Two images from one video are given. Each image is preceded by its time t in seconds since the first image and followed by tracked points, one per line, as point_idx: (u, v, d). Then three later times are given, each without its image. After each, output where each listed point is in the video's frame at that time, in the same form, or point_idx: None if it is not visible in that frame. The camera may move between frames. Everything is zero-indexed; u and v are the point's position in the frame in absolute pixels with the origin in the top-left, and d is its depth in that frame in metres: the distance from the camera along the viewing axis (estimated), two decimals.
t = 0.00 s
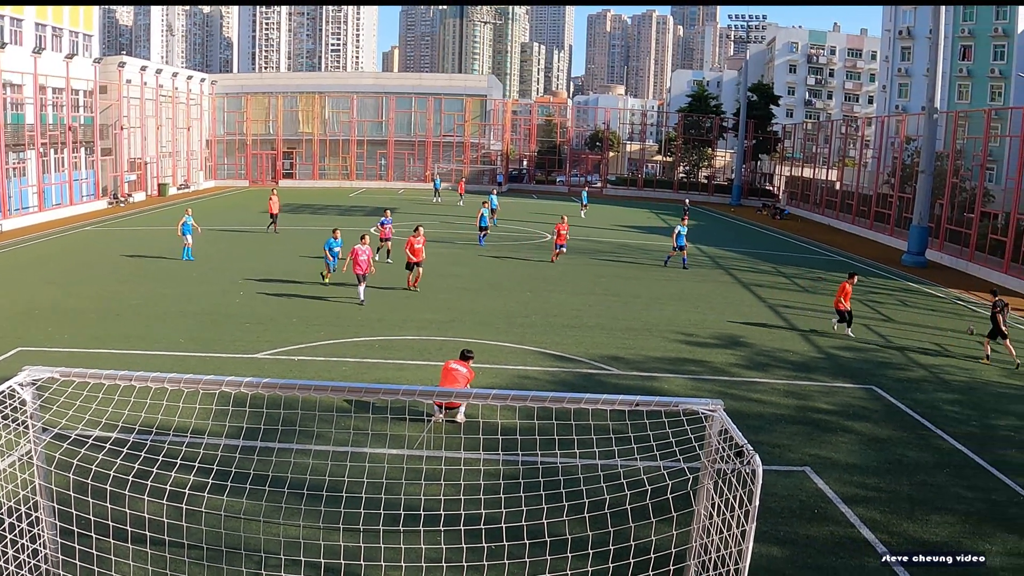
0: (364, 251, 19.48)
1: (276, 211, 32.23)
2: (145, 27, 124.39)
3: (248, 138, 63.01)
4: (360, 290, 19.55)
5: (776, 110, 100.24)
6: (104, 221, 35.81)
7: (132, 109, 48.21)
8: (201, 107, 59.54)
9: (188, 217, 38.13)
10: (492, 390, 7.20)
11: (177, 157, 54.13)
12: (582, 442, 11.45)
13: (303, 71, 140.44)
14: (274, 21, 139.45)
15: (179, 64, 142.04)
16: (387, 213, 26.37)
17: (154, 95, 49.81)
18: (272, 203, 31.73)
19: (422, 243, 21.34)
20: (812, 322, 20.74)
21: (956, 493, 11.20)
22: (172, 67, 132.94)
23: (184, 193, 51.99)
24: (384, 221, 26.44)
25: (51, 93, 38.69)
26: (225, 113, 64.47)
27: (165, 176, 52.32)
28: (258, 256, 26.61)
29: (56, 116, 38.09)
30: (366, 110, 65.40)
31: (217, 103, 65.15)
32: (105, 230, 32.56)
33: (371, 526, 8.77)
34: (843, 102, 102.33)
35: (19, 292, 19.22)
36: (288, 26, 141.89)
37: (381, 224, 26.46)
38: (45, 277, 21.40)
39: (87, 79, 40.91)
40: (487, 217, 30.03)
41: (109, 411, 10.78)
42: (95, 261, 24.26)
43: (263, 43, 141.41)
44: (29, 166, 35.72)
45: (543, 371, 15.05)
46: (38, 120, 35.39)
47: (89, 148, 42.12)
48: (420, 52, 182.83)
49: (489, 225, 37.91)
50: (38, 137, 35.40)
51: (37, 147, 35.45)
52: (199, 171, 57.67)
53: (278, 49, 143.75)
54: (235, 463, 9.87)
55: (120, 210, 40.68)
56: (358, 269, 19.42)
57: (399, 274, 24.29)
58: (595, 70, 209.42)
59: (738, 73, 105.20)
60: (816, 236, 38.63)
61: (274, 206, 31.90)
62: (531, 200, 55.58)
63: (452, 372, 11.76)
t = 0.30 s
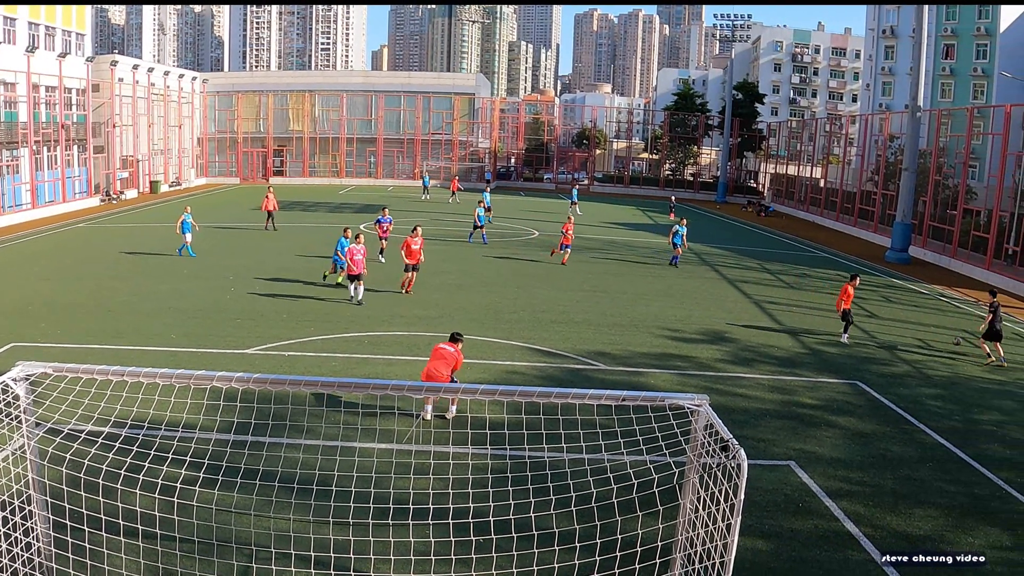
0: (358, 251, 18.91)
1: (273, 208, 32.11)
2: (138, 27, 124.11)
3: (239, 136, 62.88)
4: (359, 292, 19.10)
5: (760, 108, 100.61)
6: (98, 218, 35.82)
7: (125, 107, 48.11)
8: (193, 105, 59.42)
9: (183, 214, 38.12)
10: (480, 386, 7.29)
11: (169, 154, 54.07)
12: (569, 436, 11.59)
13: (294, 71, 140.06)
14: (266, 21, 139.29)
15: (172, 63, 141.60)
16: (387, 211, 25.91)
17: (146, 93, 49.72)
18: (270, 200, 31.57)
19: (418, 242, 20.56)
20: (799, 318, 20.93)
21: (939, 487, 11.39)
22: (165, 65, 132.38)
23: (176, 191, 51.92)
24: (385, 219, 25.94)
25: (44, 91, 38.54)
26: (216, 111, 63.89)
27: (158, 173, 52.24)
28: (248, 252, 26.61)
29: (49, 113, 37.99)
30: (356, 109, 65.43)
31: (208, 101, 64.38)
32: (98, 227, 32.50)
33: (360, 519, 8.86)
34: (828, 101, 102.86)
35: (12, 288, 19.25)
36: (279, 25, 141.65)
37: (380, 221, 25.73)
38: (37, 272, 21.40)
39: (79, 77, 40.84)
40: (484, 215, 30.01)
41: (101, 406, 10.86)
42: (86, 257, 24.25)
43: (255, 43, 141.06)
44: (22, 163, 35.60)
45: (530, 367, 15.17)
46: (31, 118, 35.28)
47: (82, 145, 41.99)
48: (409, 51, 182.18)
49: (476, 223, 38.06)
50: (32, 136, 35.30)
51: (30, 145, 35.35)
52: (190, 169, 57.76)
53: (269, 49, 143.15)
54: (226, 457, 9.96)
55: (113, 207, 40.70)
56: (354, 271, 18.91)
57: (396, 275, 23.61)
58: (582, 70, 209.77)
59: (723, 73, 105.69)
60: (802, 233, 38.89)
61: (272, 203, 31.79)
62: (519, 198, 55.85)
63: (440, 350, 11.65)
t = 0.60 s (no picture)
0: (355, 250, 18.43)
1: (271, 205, 32.07)
2: (130, 24, 123.34)
3: (231, 133, 62.63)
4: (349, 292, 18.46)
5: (746, 105, 100.90)
6: (92, 214, 35.81)
7: (118, 104, 47.90)
8: (185, 103, 59.18)
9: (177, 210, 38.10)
10: (471, 380, 7.41)
11: (161, 151, 53.93)
12: (557, 429, 11.74)
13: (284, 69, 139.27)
14: (257, 19, 138.82)
15: (163, 61, 140.76)
16: (388, 209, 25.90)
17: (139, 91, 49.68)
18: (269, 195, 31.52)
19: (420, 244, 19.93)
20: (783, 312, 21.16)
21: (922, 479, 11.60)
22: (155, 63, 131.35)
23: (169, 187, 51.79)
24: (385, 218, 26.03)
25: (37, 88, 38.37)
26: (208, 108, 63.66)
27: (150, 170, 52.06)
28: (237, 248, 26.60)
29: (44, 111, 37.94)
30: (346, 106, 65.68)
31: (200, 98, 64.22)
32: (91, 222, 32.54)
33: (350, 511, 8.98)
34: (812, 98, 103.26)
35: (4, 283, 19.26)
36: (270, 23, 141.01)
37: (381, 220, 25.65)
38: (27, 268, 21.37)
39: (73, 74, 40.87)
40: (479, 212, 30.02)
41: (96, 399, 10.98)
42: (76, 253, 24.22)
43: (246, 41, 140.45)
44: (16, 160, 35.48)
45: (519, 361, 15.31)
46: (25, 116, 35.23)
47: (75, 142, 41.85)
48: (398, 50, 181.32)
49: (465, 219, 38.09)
50: (26, 132, 35.25)
51: (24, 141, 35.27)
52: (182, 165, 57.57)
53: (260, 47, 142.28)
54: (218, 450, 10.08)
55: (106, 203, 40.75)
56: (349, 268, 18.42)
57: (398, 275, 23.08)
58: (570, 68, 209.84)
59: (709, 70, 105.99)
60: (787, 228, 39.16)
61: (272, 201, 31.79)
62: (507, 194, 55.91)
63: (435, 342, 11.47)
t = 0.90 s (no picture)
0: (355, 249, 18.15)
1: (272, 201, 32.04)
2: (126, 22, 123.02)
3: (226, 130, 62.63)
4: (349, 293, 18.25)
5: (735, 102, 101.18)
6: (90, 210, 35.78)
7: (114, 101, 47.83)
8: (181, 100, 59.07)
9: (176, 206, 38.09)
10: (464, 373, 7.50)
11: (157, 148, 53.86)
12: (549, 423, 11.87)
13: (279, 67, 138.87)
14: (252, 17, 138.65)
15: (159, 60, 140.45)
16: (389, 209, 25.33)
17: (135, 88, 49.57)
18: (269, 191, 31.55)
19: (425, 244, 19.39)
20: (773, 307, 21.35)
21: (909, 472, 11.77)
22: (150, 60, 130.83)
23: (165, 184, 51.76)
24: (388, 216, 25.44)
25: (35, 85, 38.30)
26: (204, 105, 63.65)
27: (146, 166, 51.97)
28: (231, 244, 26.64)
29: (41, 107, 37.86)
30: (339, 103, 64.78)
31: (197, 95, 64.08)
32: (87, 218, 32.50)
33: (344, 503, 9.09)
34: (800, 95, 103.61)
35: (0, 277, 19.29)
36: (265, 22, 140.56)
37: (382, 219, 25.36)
38: (23, 263, 21.39)
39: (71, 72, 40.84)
40: (477, 209, 29.88)
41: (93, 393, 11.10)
42: (71, 249, 24.24)
43: (241, 38, 140.01)
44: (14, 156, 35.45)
45: (511, 355, 15.43)
46: (22, 113, 35.19)
47: (72, 138, 41.76)
48: (392, 47, 181.01)
49: (457, 215, 38.16)
50: (24, 129, 35.22)
51: (21, 138, 35.23)
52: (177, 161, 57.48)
53: (255, 45, 141.77)
54: (213, 443, 10.19)
55: (102, 199, 40.70)
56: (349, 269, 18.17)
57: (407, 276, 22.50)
58: (561, 65, 209.90)
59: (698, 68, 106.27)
60: (776, 224, 39.35)
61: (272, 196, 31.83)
62: (500, 190, 55.99)
63: (432, 341, 11.31)
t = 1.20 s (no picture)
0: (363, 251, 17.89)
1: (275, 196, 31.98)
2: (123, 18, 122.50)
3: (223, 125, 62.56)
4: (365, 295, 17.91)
5: (726, 98, 101.42)
6: (89, 204, 35.75)
7: (112, 96, 47.72)
8: (179, 95, 58.87)
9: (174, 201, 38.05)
10: (459, 365, 7.60)
11: (155, 143, 53.81)
12: (542, 415, 11.99)
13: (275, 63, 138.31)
14: (248, 14, 138.24)
15: (156, 56, 139.92)
16: (395, 203, 24.74)
17: (133, 83, 49.46)
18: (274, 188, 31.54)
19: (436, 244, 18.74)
20: (763, 300, 21.53)
21: (898, 463, 11.94)
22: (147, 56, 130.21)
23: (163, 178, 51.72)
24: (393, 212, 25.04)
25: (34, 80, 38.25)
26: (200, 101, 63.60)
27: (144, 161, 51.90)
28: (227, 237, 26.69)
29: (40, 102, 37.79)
30: (336, 99, 64.91)
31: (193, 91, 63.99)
32: (86, 212, 32.48)
33: (340, 493, 9.20)
34: (790, 91, 103.82)
35: None
36: (262, 18, 140.12)
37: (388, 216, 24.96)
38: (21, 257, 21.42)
39: (69, 68, 40.72)
40: (476, 203, 29.74)
41: (92, 384, 11.21)
42: (68, 243, 24.26)
43: (237, 35, 139.36)
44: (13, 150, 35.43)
45: (505, 348, 15.55)
46: (21, 107, 35.15)
47: (71, 133, 41.68)
48: (387, 43, 180.69)
49: (450, 209, 38.25)
50: (23, 124, 35.16)
51: (20, 132, 35.20)
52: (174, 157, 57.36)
53: (252, 41, 141.09)
54: (210, 435, 10.29)
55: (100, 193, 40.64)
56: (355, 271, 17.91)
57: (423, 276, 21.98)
58: (554, 61, 209.70)
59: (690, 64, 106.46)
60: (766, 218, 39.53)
61: (275, 191, 31.85)
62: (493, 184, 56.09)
63: (436, 343, 10.92)
